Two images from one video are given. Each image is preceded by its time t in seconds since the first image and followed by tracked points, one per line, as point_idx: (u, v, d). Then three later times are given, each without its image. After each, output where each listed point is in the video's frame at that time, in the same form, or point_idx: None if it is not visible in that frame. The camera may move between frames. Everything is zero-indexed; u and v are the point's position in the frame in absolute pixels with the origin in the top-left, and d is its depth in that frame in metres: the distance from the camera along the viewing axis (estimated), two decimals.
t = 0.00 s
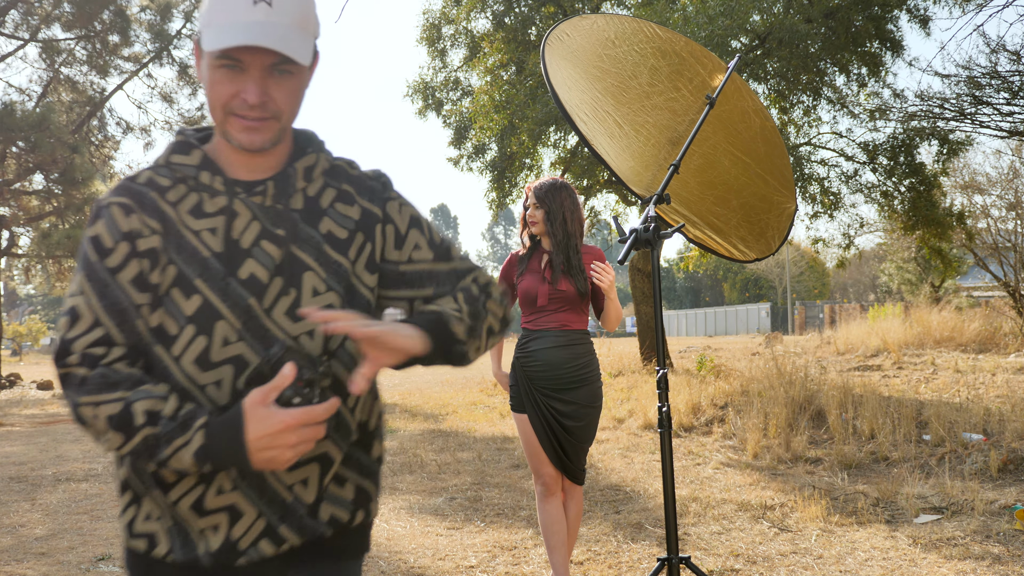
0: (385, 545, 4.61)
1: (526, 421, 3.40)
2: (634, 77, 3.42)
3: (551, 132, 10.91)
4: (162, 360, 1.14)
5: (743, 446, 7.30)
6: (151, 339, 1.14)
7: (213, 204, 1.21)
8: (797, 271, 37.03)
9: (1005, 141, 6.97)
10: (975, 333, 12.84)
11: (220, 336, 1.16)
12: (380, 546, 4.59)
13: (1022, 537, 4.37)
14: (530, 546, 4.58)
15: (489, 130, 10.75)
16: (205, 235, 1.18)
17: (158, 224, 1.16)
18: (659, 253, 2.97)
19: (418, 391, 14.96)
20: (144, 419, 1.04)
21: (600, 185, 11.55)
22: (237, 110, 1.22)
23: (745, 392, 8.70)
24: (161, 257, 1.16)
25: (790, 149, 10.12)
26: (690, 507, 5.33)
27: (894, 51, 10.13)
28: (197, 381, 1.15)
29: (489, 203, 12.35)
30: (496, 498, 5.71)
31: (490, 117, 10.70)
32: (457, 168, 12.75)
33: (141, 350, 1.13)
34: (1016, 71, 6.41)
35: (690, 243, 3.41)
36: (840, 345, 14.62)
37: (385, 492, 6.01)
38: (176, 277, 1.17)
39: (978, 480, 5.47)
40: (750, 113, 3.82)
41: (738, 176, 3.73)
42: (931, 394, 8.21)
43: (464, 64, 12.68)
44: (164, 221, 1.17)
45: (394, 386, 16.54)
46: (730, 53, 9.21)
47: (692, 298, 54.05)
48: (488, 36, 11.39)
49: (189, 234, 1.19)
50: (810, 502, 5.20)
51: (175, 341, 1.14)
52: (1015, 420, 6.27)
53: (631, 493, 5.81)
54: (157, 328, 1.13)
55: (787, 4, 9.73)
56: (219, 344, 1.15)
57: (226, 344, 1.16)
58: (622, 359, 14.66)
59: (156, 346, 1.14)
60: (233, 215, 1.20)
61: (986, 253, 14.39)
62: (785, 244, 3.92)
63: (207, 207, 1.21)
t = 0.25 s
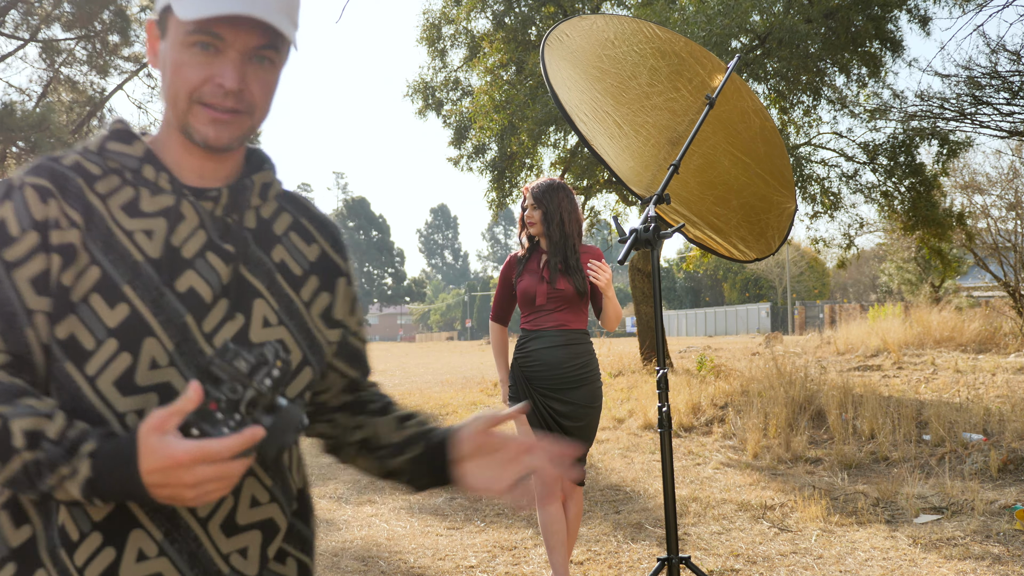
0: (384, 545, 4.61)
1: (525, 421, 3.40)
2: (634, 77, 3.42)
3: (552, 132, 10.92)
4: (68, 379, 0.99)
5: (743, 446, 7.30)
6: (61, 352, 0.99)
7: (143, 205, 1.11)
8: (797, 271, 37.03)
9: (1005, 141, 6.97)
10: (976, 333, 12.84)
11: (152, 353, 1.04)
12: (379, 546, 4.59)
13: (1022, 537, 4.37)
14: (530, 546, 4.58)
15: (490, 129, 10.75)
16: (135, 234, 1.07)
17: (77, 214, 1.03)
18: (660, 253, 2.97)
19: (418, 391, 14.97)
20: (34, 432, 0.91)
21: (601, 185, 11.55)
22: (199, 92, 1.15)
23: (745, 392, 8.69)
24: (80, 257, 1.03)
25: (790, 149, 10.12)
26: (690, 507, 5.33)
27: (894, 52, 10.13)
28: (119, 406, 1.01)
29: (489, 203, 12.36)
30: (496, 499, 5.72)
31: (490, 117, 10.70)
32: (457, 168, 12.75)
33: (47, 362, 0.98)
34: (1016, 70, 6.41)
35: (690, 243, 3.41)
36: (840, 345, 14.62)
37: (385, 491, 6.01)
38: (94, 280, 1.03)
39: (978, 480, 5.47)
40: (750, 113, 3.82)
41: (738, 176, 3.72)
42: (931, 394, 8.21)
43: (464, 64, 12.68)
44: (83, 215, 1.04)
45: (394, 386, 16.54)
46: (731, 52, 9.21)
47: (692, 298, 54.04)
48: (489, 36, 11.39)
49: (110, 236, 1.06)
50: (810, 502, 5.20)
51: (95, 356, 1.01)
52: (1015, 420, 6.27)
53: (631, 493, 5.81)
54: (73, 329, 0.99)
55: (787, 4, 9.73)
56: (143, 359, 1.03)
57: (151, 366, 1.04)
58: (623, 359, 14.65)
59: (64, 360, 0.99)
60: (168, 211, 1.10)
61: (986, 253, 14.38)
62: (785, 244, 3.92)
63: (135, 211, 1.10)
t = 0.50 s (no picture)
0: (384, 545, 4.61)
1: (524, 421, 3.39)
2: (633, 77, 3.42)
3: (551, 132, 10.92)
4: None
5: (743, 446, 7.30)
6: None
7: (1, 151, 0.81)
8: (797, 270, 37.05)
9: (1006, 141, 6.96)
10: (975, 333, 12.83)
11: None
12: (379, 546, 4.59)
13: (1022, 537, 4.37)
14: (530, 546, 4.58)
15: (489, 130, 10.75)
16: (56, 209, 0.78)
17: None
18: (660, 253, 2.97)
19: (418, 390, 14.98)
20: (35, 343, 0.69)
21: (600, 185, 11.55)
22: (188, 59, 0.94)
23: (745, 392, 8.69)
24: None
25: (790, 149, 10.12)
26: (690, 507, 5.33)
27: (894, 51, 10.13)
28: None
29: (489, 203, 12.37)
30: (496, 498, 5.71)
31: (490, 117, 10.70)
32: (457, 168, 12.77)
33: None
34: (1016, 70, 6.40)
35: (690, 243, 3.42)
36: (840, 345, 14.63)
37: (385, 492, 6.02)
38: None
39: (978, 480, 5.47)
40: (749, 113, 3.83)
41: (737, 176, 3.73)
42: (931, 394, 8.21)
43: (464, 64, 12.68)
44: None
45: (394, 385, 16.56)
46: (730, 52, 9.21)
47: (692, 298, 54.06)
48: (488, 36, 11.39)
49: None
50: (810, 502, 5.20)
51: None
52: (1015, 419, 6.26)
53: (631, 493, 5.81)
54: (47, 338, 0.70)
55: (787, 4, 9.72)
56: None
57: None
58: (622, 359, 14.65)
59: None
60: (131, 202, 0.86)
61: (986, 253, 14.38)
62: (785, 244, 3.93)
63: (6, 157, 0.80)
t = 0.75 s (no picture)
0: (384, 545, 4.61)
1: (523, 421, 3.39)
2: (633, 77, 3.43)
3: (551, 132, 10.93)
4: None
5: (743, 446, 7.31)
6: None
7: None
8: (797, 270, 37.05)
9: (1006, 141, 6.97)
10: (975, 333, 12.84)
11: None
12: (379, 546, 4.59)
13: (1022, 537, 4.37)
14: (530, 546, 4.58)
15: (489, 130, 10.75)
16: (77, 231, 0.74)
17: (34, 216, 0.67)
18: (660, 253, 2.97)
19: (418, 390, 14.99)
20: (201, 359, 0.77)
21: (600, 185, 11.56)
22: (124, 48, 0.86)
23: (745, 392, 8.70)
24: None
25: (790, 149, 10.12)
26: (690, 507, 5.33)
27: (894, 51, 10.13)
28: None
29: (489, 203, 12.38)
30: (496, 498, 5.72)
31: (490, 117, 10.70)
32: (457, 168, 12.78)
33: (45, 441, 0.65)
34: (1016, 70, 6.41)
35: (690, 243, 3.42)
36: (839, 345, 14.63)
37: (385, 491, 6.03)
38: None
39: (978, 480, 5.47)
40: (749, 113, 3.83)
41: (737, 176, 3.73)
42: (931, 394, 8.21)
43: (464, 64, 12.68)
44: (11, 195, 0.66)
45: (394, 385, 16.56)
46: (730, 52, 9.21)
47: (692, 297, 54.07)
48: (488, 36, 11.39)
49: None
50: (810, 502, 5.20)
51: None
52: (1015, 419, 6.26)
53: (631, 493, 5.81)
54: (205, 358, 0.77)
55: (787, 4, 9.73)
56: None
57: None
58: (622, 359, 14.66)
59: None
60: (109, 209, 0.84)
61: (986, 253, 14.38)
62: (785, 244, 3.93)
63: None
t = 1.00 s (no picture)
0: (384, 545, 4.61)
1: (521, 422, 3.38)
2: (633, 77, 3.43)
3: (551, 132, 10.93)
4: (157, 450, 0.72)
5: (744, 446, 7.31)
6: (167, 410, 0.71)
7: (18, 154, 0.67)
8: (797, 270, 37.05)
9: (1006, 141, 6.97)
10: (975, 333, 12.83)
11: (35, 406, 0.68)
12: (379, 546, 4.59)
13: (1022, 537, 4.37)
14: (530, 546, 4.58)
15: (489, 130, 10.75)
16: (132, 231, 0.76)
17: (133, 207, 0.73)
18: (660, 253, 2.97)
19: (418, 390, 14.99)
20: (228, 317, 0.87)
21: (600, 185, 11.56)
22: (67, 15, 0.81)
23: (745, 392, 8.70)
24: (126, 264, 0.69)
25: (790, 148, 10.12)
26: (690, 507, 5.33)
27: (894, 51, 10.13)
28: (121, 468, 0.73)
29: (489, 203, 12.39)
30: (496, 498, 5.72)
31: (490, 117, 10.70)
32: (457, 168, 12.79)
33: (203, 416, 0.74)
34: (1016, 71, 6.41)
35: (690, 244, 3.42)
36: (839, 345, 14.64)
37: (385, 491, 6.03)
38: (90, 293, 0.67)
39: (978, 480, 5.47)
40: (749, 114, 3.83)
41: (737, 177, 3.73)
42: (931, 394, 8.21)
43: (464, 64, 12.69)
44: (113, 192, 0.71)
45: (394, 385, 16.55)
46: (730, 52, 9.22)
47: (693, 297, 54.08)
48: (488, 36, 11.39)
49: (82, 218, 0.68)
50: (810, 502, 5.20)
51: (129, 409, 0.69)
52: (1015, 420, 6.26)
53: (631, 493, 5.81)
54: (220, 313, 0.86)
55: (787, 4, 9.73)
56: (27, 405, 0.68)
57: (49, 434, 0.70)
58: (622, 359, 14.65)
59: (157, 425, 0.71)
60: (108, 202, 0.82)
61: (986, 253, 14.38)
62: (784, 244, 3.93)
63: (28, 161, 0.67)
